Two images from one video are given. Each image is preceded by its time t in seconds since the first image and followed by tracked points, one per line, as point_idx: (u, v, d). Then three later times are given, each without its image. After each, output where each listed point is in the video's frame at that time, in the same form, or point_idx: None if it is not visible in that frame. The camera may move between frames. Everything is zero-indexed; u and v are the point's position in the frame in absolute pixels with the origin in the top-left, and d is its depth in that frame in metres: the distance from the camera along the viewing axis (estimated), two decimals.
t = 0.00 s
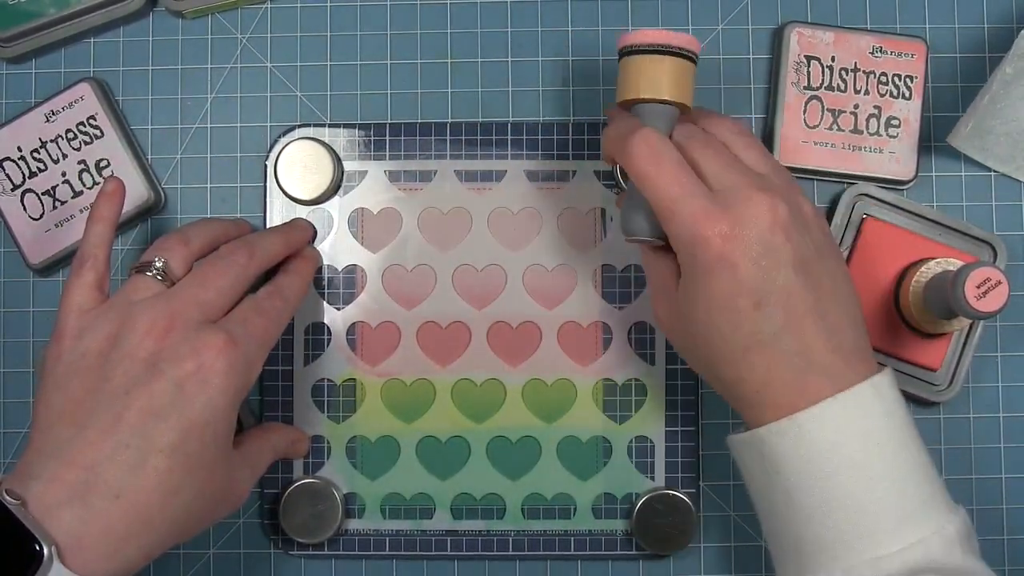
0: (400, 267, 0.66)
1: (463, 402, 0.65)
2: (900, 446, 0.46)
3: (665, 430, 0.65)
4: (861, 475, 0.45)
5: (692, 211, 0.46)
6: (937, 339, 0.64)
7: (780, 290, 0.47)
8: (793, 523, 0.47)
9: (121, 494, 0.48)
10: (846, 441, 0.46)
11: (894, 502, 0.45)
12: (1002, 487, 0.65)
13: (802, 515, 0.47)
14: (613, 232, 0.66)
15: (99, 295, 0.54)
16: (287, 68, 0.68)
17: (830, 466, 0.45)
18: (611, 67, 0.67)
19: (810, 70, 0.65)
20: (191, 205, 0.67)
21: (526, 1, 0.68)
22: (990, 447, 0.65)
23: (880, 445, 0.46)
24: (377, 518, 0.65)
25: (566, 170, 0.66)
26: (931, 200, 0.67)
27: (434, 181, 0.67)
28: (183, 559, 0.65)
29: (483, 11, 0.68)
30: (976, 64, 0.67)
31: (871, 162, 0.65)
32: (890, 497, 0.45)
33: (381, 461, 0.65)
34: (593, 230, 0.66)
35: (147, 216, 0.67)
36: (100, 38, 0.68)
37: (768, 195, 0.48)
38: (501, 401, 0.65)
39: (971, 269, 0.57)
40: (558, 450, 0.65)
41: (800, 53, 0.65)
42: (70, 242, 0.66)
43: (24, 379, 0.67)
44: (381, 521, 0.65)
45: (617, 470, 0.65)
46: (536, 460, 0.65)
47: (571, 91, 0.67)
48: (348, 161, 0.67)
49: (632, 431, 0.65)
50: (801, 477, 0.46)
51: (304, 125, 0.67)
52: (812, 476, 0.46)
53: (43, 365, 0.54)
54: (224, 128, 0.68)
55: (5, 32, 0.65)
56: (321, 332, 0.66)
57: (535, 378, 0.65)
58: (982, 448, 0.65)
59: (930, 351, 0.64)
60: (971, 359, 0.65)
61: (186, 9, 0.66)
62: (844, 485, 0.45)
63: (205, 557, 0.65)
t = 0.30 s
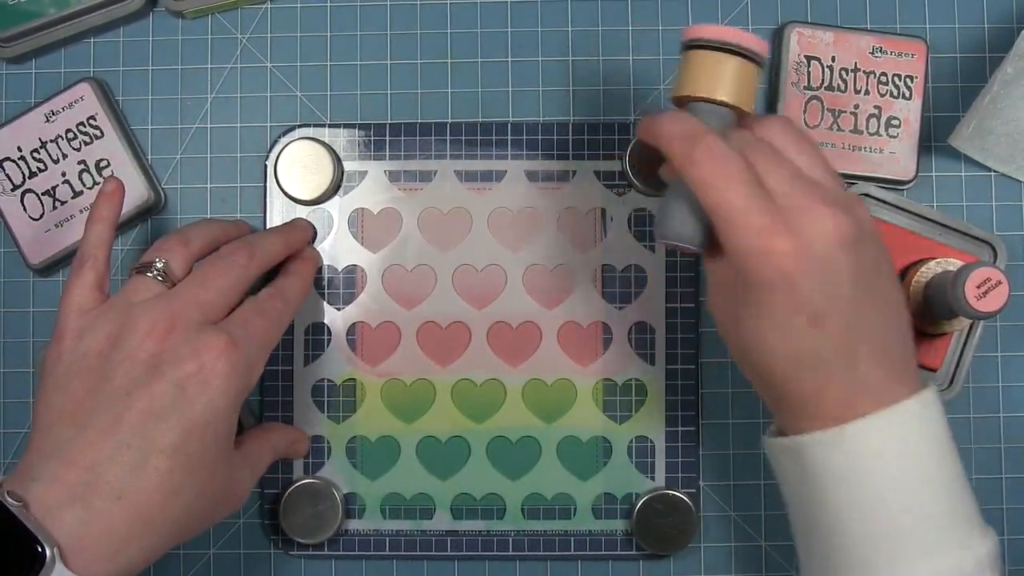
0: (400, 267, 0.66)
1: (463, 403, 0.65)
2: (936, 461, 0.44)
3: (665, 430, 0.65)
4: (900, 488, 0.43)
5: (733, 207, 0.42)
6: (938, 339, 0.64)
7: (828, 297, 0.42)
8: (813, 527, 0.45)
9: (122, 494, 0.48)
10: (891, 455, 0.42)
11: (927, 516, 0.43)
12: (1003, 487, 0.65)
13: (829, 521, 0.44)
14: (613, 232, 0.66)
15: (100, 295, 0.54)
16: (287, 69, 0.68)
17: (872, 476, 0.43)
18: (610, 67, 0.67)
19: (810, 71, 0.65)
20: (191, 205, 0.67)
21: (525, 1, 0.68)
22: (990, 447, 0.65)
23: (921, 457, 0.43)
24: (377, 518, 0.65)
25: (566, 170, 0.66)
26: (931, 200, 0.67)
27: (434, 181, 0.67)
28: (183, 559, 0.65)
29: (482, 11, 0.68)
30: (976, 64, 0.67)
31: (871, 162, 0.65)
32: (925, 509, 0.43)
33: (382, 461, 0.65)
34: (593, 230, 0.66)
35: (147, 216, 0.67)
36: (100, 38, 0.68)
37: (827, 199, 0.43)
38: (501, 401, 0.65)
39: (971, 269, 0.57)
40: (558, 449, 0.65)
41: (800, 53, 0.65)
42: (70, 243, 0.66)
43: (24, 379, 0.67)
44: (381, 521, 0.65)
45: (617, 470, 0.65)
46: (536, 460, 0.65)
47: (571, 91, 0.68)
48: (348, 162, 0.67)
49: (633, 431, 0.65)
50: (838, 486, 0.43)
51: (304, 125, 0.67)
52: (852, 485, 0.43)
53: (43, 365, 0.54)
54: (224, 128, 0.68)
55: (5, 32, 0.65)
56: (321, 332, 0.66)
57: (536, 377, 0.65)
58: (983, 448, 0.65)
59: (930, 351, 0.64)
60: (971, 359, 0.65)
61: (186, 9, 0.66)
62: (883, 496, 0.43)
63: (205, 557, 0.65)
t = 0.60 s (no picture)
0: (400, 267, 0.66)
1: (463, 403, 0.65)
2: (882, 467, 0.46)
3: (665, 430, 0.65)
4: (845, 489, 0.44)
5: (638, 240, 0.47)
6: (938, 339, 0.64)
7: (726, 309, 0.47)
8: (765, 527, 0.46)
9: (122, 494, 0.48)
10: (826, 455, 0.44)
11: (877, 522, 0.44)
12: (1003, 488, 0.65)
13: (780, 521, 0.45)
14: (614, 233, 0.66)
15: (100, 296, 0.53)
16: (287, 69, 0.68)
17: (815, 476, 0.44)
18: (610, 67, 0.67)
19: (810, 71, 0.65)
20: (191, 205, 0.67)
21: (526, 2, 0.68)
22: (990, 447, 0.65)
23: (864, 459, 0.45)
24: (376, 518, 0.65)
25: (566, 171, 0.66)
26: (931, 200, 0.67)
27: (434, 181, 0.67)
28: (183, 560, 0.65)
29: (483, 11, 0.68)
30: (976, 64, 0.67)
31: (871, 162, 0.65)
32: (868, 510, 0.44)
33: (382, 461, 0.65)
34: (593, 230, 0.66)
35: (147, 216, 0.67)
36: (100, 38, 0.68)
37: (713, 216, 0.48)
38: (501, 401, 0.65)
39: (972, 269, 0.57)
40: (559, 450, 0.65)
41: (800, 53, 0.65)
42: (70, 243, 0.66)
43: (24, 379, 0.67)
44: (381, 521, 0.65)
45: (617, 470, 0.65)
46: (536, 460, 0.65)
47: (571, 91, 0.67)
48: (348, 162, 0.67)
49: (633, 431, 0.65)
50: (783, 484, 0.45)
51: (304, 125, 0.67)
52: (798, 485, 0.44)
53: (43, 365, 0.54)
54: (224, 128, 0.68)
55: (5, 31, 0.65)
56: (320, 332, 0.66)
57: (536, 377, 0.65)
58: (983, 448, 0.65)
59: (930, 351, 0.64)
60: (971, 359, 0.65)
61: (186, 9, 0.66)
62: (827, 494, 0.44)
63: (205, 557, 0.65)
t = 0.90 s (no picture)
0: (400, 267, 0.66)
1: (463, 403, 0.65)
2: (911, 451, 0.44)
3: (665, 430, 0.65)
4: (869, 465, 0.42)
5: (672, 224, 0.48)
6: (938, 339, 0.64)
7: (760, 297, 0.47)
8: (854, 554, 0.38)
9: (109, 481, 0.48)
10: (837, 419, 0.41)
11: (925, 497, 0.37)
12: (1003, 487, 0.65)
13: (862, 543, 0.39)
14: (614, 232, 0.66)
15: (93, 279, 0.54)
16: (287, 69, 0.68)
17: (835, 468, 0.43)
18: (610, 67, 0.67)
19: (810, 70, 0.65)
20: (191, 205, 0.67)
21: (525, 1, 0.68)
22: (990, 447, 0.65)
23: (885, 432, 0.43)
24: (376, 518, 0.65)
25: (566, 170, 0.66)
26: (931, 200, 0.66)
27: (434, 181, 0.67)
28: (183, 560, 0.65)
29: (483, 11, 0.68)
30: (976, 63, 0.67)
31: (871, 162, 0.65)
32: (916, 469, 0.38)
33: (382, 461, 0.65)
34: (593, 230, 0.66)
35: (147, 216, 0.67)
36: (100, 38, 0.68)
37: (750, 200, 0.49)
38: (501, 401, 0.65)
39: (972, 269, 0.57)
40: (558, 450, 0.65)
41: (800, 53, 0.65)
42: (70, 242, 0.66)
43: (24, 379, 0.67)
44: (381, 521, 0.65)
45: (617, 470, 0.65)
46: (536, 460, 0.65)
47: (571, 91, 0.67)
48: (348, 161, 0.67)
49: (633, 431, 0.65)
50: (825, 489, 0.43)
51: (304, 125, 0.67)
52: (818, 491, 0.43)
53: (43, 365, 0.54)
54: (224, 128, 0.68)
55: (4, 31, 0.65)
56: (320, 332, 0.66)
57: (535, 377, 0.65)
58: (983, 448, 0.65)
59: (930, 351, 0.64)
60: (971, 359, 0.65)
61: (185, 9, 0.66)
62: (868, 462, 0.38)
63: (205, 557, 0.65)
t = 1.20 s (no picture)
0: (400, 267, 0.66)
1: (463, 403, 0.65)
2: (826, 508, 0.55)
3: (665, 430, 0.65)
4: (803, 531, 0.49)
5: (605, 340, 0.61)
6: (938, 339, 0.64)
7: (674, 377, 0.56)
8: None
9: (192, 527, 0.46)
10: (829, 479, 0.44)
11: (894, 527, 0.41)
12: (1003, 488, 0.65)
13: None
14: (613, 232, 0.66)
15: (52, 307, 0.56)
16: (287, 69, 0.68)
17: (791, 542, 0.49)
18: (610, 67, 0.67)
19: (810, 71, 0.65)
20: (191, 205, 0.67)
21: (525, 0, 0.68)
22: (990, 448, 0.65)
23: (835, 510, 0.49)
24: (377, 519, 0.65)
25: (566, 170, 0.66)
26: (931, 200, 0.66)
27: (434, 181, 0.67)
28: (184, 560, 0.65)
29: (483, 11, 0.68)
30: (976, 63, 0.67)
31: (871, 162, 0.65)
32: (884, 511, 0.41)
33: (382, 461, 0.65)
34: (593, 230, 0.66)
35: (147, 216, 0.67)
36: (100, 38, 0.68)
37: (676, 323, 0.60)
38: (501, 401, 0.65)
39: (972, 269, 0.57)
40: (559, 450, 0.65)
41: (800, 53, 0.65)
42: (70, 242, 0.66)
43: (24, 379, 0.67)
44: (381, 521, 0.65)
45: (617, 470, 0.65)
46: (536, 460, 0.65)
47: (571, 91, 0.67)
48: (348, 161, 0.67)
49: (632, 432, 0.65)
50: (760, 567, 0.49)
51: (304, 125, 0.67)
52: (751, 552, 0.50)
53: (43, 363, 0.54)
54: (224, 128, 0.68)
55: (4, 31, 0.65)
56: (320, 332, 0.66)
57: (535, 378, 0.65)
58: (983, 448, 0.65)
59: (930, 352, 0.64)
60: (971, 359, 0.65)
61: (185, 9, 0.66)
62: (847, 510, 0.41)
63: (205, 557, 0.65)
